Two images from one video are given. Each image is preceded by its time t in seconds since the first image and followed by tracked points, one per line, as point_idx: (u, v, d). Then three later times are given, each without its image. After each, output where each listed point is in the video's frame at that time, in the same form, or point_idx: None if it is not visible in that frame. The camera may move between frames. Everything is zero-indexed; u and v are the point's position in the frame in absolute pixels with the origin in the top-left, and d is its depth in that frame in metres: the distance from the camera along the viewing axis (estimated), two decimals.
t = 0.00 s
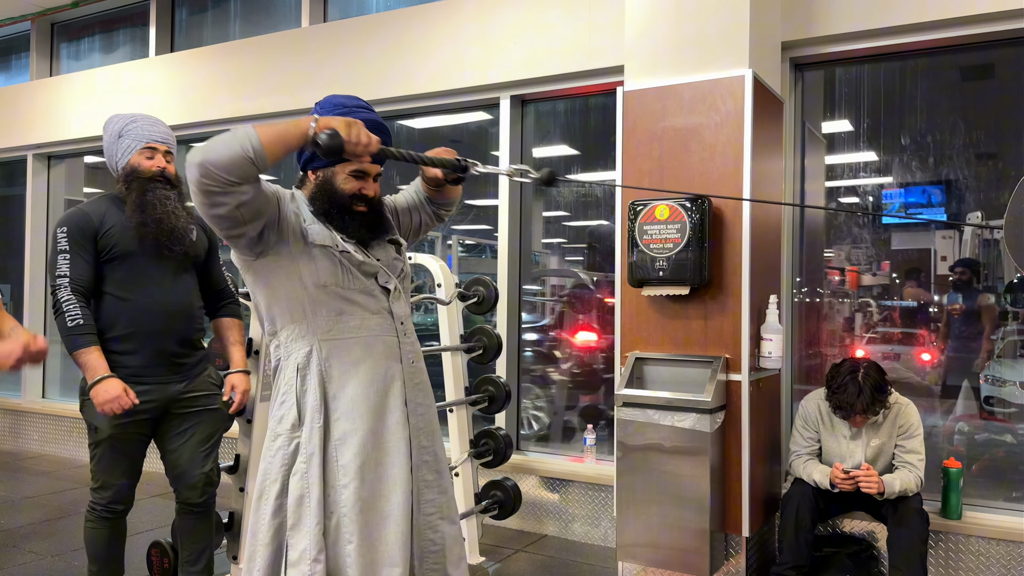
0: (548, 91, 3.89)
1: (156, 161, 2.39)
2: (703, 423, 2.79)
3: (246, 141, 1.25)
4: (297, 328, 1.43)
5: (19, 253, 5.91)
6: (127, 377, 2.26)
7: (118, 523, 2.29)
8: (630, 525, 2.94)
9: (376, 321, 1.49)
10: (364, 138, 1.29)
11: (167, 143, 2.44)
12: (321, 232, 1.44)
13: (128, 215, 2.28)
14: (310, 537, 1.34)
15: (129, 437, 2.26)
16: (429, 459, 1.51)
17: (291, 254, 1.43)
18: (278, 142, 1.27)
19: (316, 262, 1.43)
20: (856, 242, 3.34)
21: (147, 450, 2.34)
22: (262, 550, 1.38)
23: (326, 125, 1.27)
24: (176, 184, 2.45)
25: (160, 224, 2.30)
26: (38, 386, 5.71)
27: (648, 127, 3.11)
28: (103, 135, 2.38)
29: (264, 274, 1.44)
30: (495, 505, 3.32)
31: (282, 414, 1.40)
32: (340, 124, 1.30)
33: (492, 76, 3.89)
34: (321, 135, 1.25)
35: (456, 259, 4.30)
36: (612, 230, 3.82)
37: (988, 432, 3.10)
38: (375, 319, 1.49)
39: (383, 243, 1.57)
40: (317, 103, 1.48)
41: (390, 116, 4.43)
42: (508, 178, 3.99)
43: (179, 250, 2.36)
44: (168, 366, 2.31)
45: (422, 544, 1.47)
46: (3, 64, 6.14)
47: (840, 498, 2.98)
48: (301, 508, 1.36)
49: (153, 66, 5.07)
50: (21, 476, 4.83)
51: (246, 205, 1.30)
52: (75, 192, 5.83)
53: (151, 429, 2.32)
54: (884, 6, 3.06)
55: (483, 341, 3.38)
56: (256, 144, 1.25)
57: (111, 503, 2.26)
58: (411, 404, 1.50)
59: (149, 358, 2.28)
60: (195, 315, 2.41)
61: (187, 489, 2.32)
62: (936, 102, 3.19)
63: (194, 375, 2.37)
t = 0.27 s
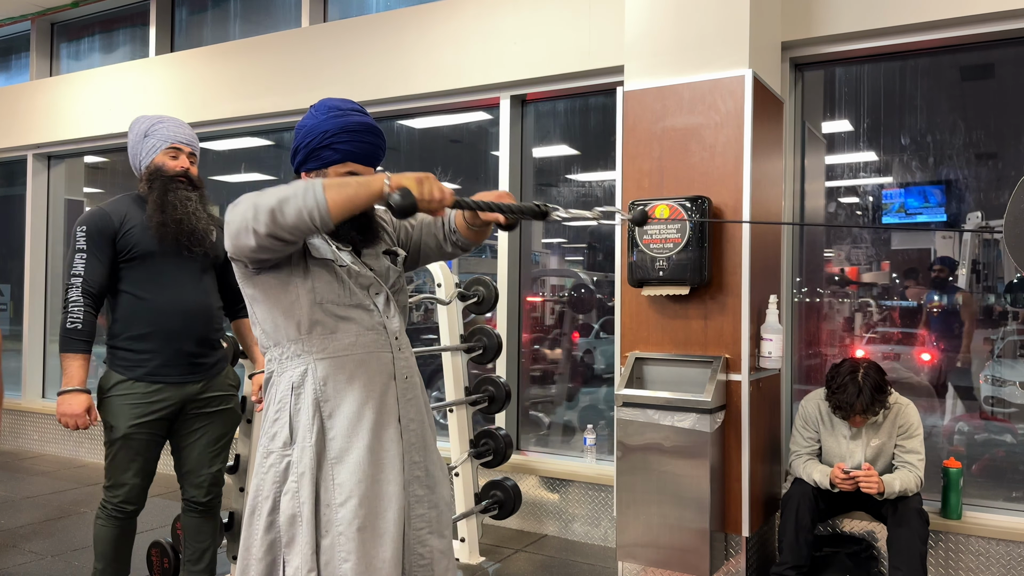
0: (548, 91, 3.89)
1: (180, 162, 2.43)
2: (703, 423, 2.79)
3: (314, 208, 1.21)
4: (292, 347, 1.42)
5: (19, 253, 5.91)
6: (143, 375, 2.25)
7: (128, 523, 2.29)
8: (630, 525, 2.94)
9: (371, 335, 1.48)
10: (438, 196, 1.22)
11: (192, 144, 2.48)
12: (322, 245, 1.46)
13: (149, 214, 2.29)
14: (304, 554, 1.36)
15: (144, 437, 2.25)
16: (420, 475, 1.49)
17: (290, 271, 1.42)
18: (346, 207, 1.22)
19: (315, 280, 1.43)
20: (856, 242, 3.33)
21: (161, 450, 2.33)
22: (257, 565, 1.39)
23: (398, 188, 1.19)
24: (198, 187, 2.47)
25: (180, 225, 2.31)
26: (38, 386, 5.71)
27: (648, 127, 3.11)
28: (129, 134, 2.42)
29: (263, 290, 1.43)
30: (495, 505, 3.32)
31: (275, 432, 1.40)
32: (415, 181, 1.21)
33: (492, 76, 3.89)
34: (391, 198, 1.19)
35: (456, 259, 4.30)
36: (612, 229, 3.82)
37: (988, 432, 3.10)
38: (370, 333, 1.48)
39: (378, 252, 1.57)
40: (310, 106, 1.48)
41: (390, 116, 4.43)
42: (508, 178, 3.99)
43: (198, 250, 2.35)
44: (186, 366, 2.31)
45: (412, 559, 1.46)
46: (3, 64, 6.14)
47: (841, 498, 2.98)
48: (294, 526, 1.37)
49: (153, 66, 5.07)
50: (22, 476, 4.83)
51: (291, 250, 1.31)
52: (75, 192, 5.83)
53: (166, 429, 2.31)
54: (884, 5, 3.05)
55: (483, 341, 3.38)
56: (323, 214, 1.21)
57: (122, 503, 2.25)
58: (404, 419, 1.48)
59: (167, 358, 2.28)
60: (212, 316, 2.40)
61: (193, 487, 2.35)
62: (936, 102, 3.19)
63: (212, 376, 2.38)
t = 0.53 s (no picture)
0: (548, 91, 3.89)
1: (199, 168, 2.45)
2: (703, 423, 2.79)
3: (367, 251, 1.25)
4: (293, 351, 1.43)
5: (19, 253, 5.91)
6: (155, 373, 2.25)
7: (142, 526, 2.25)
8: (630, 525, 2.94)
9: (372, 340, 1.48)
10: (491, 238, 1.24)
11: (212, 151, 2.49)
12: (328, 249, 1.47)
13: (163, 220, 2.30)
14: (302, 559, 1.35)
15: (157, 434, 2.24)
16: (418, 479, 1.50)
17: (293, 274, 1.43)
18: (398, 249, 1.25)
19: (318, 285, 1.44)
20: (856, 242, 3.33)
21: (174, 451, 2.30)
22: (256, 568, 1.40)
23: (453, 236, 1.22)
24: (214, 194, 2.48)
25: (193, 231, 2.30)
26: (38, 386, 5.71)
27: (648, 127, 3.11)
28: (152, 134, 2.44)
29: (266, 292, 1.43)
30: (495, 505, 3.32)
31: (275, 435, 1.40)
32: (467, 226, 1.24)
33: (492, 76, 3.89)
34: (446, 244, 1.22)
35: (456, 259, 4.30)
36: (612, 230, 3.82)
37: (988, 432, 3.10)
38: (371, 338, 1.48)
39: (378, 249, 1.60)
40: (309, 104, 1.48)
41: (390, 116, 4.43)
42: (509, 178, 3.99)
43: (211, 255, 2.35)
44: (196, 365, 2.31)
45: (409, 562, 1.47)
46: (3, 64, 6.14)
47: (841, 498, 2.98)
48: (293, 530, 1.37)
49: (153, 65, 5.06)
50: (21, 476, 4.82)
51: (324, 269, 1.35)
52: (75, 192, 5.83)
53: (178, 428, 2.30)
54: (884, 5, 3.05)
55: (483, 341, 3.38)
56: (375, 256, 1.25)
57: (138, 506, 2.21)
58: (403, 425, 1.48)
59: (178, 357, 2.28)
60: (224, 321, 2.38)
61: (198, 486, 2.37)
62: (936, 102, 3.19)
63: (223, 376, 2.38)
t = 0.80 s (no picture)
0: (548, 91, 3.89)
1: (212, 175, 2.45)
2: (703, 423, 2.79)
3: (383, 255, 1.25)
4: (293, 350, 1.42)
5: (18, 253, 5.91)
6: (158, 372, 2.26)
7: (154, 527, 2.23)
8: (630, 525, 2.94)
9: (372, 343, 1.47)
10: (508, 251, 1.24)
11: (226, 158, 2.50)
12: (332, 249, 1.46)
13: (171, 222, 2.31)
14: (301, 560, 1.35)
15: (163, 433, 2.24)
16: (417, 482, 1.49)
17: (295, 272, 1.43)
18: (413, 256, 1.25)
19: (319, 284, 1.44)
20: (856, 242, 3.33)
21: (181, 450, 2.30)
22: (251, 568, 1.39)
23: (470, 249, 1.21)
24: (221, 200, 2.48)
25: (199, 235, 2.30)
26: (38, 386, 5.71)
27: (648, 127, 3.11)
28: (166, 134, 2.42)
29: (269, 289, 1.44)
30: (495, 505, 3.32)
31: (274, 435, 1.40)
32: (484, 239, 1.23)
33: (492, 76, 3.89)
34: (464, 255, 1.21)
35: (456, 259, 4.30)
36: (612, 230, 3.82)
37: (988, 432, 3.10)
38: (371, 341, 1.47)
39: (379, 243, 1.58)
40: (308, 101, 1.48)
41: (390, 116, 4.43)
42: (509, 179, 3.99)
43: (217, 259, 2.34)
44: (198, 364, 2.31)
45: (409, 563, 1.47)
46: (3, 64, 6.14)
47: (840, 498, 2.98)
48: (292, 531, 1.36)
49: (153, 66, 5.07)
50: (21, 476, 4.82)
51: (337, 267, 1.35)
52: (75, 192, 5.82)
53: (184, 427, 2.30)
54: (884, 5, 3.06)
55: (483, 341, 3.38)
56: (391, 261, 1.25)
57: (150, 504, 2.20)
58: (401, 428, 1.48)
59: (181, 356, 2.29)
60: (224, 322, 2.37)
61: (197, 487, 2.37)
62: (936, 102, 3.19)
63: (225, 375, 2.39)
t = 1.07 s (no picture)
0: (547, 91, 3.89)
1: (214, 178, 2.45)
2: (703, 423, 2.79)
3: (350, 217, 1.18)
4: (290, 350, 1.42)
5: (18, 253, 5.91)
6: (154, 373, 2.25)
7: (149, 528, 2.24)
8: (630, 525, 2.94)
9: (369, 344, 1.47)
10: (476, 206, 1.22)
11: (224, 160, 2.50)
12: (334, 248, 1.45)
13: (188, 224, 2.32)
14: (301, 560, 1.36)
15: (159, 435, 2.24)
16: (417, 482, 1.49)
17: (293, 273, 1.42)
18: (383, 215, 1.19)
19: (317, 283, 1.43)
20: (856, 242, 3.33)
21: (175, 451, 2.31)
22: (253, 567, 1.40)
23: (438, 203, 1.17)
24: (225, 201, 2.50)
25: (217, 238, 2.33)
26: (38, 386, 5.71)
27: (647, 127, 3.11)
28: (168, 134, 2.36)
29: (268, 290, 1.44)
30: (495, 505, 3.32)
31: (272, 435, 1.41)
32: (453, 193, 1.20)
33: (492, 76, 3.89)
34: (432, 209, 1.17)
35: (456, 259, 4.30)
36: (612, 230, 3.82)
37: (988, 432, 3.10)
38: (368, 341, 1.47)
39: (378, 244, 1.55)
40: (312, 103, 1.47)
41: (390, 116, 4.43)
42: (509, 179, 3.99)
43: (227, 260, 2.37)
44: (195, 366, 2.31)
45: (408, 564, 1.47)
46: (3, 64, 6.14)
47: (840, 497, 2.98)
48: (291, 531, 1.37)
49: (153, 66, 5.06)
50: (21, 476, 4.83)
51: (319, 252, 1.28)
52: (75, 192, 5.82)
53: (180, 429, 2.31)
54: (884, 5, 3.06)
55: (483, 341, 3.38)
56: (359, 225, 1.18)
57: (145, 506, 2.21)
58: (400, 429, 1.48)
59: (178, 357, 2.28)
60: (223, 319, 2.40)
61: (196, 489, 2.37)
62: (936, 102, 3.19)
63: (220, 377, 2.40)
